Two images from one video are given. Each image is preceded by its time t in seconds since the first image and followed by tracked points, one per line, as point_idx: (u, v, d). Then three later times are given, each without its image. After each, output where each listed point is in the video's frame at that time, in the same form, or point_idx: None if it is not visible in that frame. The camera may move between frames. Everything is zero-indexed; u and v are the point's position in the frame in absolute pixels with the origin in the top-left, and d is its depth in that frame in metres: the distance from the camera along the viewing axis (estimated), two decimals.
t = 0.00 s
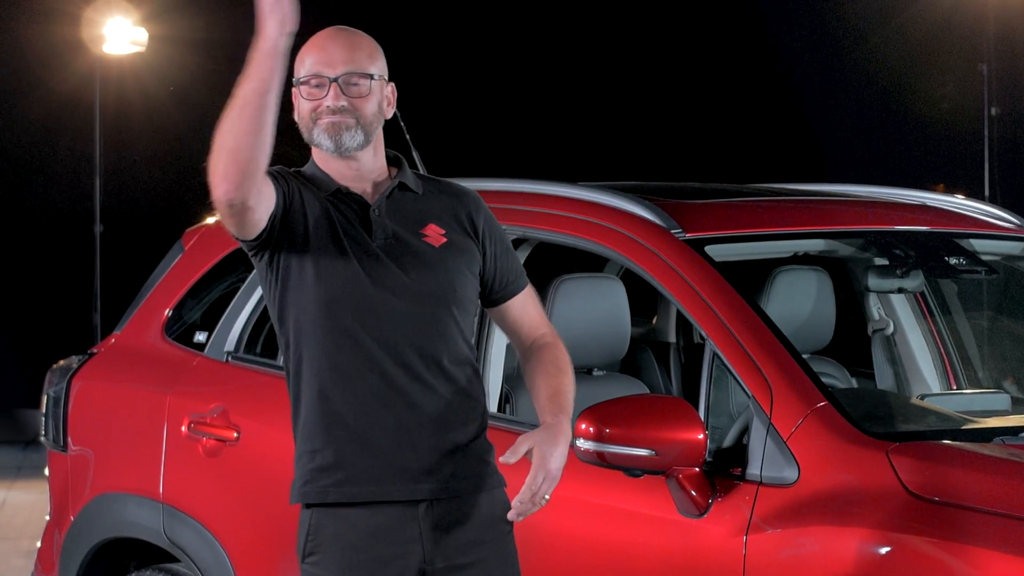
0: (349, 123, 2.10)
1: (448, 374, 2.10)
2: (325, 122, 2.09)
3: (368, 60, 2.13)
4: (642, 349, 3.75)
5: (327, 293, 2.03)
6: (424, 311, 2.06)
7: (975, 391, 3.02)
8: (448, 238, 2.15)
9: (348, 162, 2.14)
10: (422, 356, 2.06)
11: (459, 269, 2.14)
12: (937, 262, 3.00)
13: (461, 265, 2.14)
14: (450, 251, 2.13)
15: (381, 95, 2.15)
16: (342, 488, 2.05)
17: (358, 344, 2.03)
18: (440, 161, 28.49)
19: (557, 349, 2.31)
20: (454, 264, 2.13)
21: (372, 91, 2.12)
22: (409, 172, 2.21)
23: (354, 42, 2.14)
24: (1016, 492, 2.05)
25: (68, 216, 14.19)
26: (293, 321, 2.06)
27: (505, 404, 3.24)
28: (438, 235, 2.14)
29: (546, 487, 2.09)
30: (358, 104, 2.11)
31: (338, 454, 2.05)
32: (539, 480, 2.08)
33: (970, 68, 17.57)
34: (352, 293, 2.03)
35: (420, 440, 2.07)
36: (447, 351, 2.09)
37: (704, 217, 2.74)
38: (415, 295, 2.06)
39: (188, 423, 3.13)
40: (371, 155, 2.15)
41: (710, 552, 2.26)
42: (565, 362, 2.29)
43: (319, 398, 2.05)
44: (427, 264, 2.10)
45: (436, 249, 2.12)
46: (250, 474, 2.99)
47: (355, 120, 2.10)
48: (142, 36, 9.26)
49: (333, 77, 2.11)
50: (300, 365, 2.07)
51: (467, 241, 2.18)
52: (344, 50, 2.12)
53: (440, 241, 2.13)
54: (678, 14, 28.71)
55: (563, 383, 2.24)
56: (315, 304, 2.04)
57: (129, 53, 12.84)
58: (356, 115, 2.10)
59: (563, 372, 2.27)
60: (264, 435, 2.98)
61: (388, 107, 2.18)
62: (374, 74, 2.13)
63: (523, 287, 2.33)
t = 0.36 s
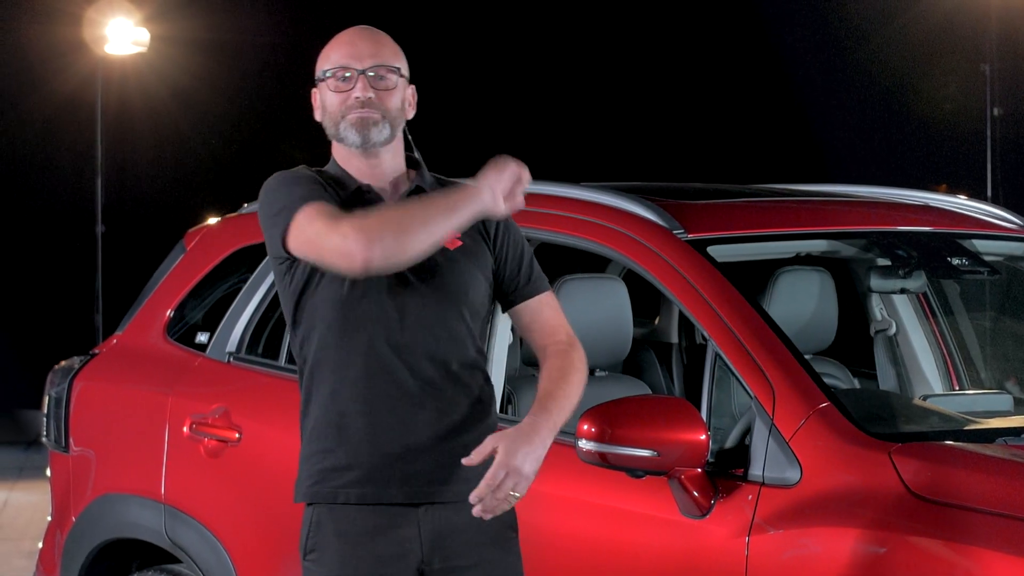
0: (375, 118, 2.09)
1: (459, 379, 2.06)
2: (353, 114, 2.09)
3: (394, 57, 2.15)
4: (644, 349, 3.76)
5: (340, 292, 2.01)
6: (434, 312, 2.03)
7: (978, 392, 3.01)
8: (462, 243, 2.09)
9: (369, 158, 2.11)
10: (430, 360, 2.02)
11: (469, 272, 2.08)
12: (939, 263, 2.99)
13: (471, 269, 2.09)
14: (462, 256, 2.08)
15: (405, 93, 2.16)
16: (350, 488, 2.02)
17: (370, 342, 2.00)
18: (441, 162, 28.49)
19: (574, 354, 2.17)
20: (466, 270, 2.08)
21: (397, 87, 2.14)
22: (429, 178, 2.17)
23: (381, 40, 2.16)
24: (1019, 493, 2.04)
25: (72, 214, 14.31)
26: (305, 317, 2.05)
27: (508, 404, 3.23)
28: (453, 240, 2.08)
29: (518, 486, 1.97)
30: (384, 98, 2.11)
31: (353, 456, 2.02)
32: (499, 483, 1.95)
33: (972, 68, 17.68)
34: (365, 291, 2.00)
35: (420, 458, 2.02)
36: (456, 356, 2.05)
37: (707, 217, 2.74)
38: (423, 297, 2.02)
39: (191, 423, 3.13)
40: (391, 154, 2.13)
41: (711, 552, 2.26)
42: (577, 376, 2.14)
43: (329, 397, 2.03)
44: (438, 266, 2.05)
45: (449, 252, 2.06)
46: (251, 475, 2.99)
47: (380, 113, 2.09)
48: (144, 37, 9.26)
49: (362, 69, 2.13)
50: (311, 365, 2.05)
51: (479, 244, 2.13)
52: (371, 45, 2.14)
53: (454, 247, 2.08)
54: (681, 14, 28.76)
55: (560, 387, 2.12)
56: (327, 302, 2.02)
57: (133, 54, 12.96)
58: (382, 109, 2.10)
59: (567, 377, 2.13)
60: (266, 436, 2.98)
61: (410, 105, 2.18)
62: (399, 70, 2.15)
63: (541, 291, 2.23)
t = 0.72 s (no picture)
0: (445, 123, 2.04)
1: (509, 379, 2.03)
2: (424, 123, 2.04)
3: (463, 61, 2.09)
4: (646, 349, 3.76)
5: (399, 297, 1.99)
6: (496, 319, 2.01)
7: (980, 393, 3.00)
8: (523, 246, 2.06)
9: (435, 160, 2.06)
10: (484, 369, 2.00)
11: (530, 279, 2.05)
12: (942, 264, 2.98)
13: (532, 275, 2.06)
14: (522, 261, 2.04)
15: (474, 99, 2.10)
16: (397, 494, 2.00)
17: (433, 349, 1.99)
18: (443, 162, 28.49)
19: (597, 376, 2.14)
20: (525, 276, 2.05)
21: (466, 91, 2.07)
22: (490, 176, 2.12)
23: (449, 40, 2.09)
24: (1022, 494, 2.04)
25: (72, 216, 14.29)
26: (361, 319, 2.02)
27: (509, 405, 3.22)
28: (512, 243, 2.05)
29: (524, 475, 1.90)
30: (455, 104, 2.05)
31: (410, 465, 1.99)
32: (526, 445, 1.90)
33: (973, 69, 17.62)
34: (426, 299, 1.99)
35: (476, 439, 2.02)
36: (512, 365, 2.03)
37: (709, 217, 2.73)
38: (479, 308, 2.00)
39: (192, 424, 3.13)
40: (455, 158, 2.07)
41: (715, 553, 2.26)
42: (599, 384, 2.13)
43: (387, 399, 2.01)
44: (498, 274, 2.02)
45: (510, 259, 2.04)
46: (254, 476, 2.99)
47: (450, 120, 2.04)
48: (145, 36, 9.26)
49: (432, 74, 2.06)
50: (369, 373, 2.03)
51: (538, 248, 2.09)
52: (441, 48, 2.07)
53: (514, 250, 2.05)
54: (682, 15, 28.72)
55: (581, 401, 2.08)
56: (385, 306, 2.00)
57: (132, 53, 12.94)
58: (452, 114, 2.04)
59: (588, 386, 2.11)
60: (268, 437, 2.98)
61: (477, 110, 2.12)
62: (468, 74, 2.08)
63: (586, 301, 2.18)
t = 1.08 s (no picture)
0: (489, 126, 2.07)
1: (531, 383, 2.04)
2: (467, 123, 2.07)
3: (512, 67, 2.12)
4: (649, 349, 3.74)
5: (424, 299, 2.05)
6: (517, 323, 2.02)
7: (982, 394, 3.00)
8: (552, 252, 2.06)
9: (477, 163, 2.09)
10: (510, 373, 2.03)
11: (556, 288, 2.05)
12: (944, 264, 3.00)
13: (561, 283, 2.05)
14: (547, 268, 2.05)
15: (521, 102, 2.13)
16: (417, 492, 2.07)
17: (458, 351, 2.03)
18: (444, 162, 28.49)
19: (629, 379, 2.06)
20: (551, 281, 2.05)
21: (512, 95, 2.10)
22: (532, 176, 2.12)
23: (498, 45, 2.13)
24: None
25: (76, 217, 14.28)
26: (393, 318, 2.09)
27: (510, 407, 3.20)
28: (540, 249, 2.06)
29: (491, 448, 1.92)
30: (500, 107, 2.08)
31: (426, 464, 2.07)
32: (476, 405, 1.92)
33: (978, 70, 17.56)
34: (449, 302, 2.03)
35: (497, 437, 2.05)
36: (538, 371, 2.04)
37: (712, 218, 2.73)
38: (501, 312, 2.02)
39: (194, 425, 3.13)
40: (498, 160, 2.10)
41: (716, 553, 2.25)
42: (626, 385, 2.05)
43: (417, 393, 2.07)
44: (522, 280, 2.04)
45: (534, 264, 2.05)
46: (255, 478, 2.99)
47: (494, 122, 2.07)
48: (146, 37, 9.26)
49: (479, 78, 2.09)
50: (403, 371, 2.09)
51: (572, 254, 2.08)
52: (489, 52, 2.10)
53: (543, 256, 2.06)
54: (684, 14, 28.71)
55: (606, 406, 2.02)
56: (411, 306, 2.06)
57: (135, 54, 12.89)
58: (497, 117, 2.07)
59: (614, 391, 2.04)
60: (269, 438, 2.98)
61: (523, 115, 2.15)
62: (514, 79, 2.11)
63: (634, 307, 2.12)
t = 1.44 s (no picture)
0: (510, 128, 2.14)
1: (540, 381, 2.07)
2: (487, 123, 2.14)
3: (533, 67, 2.18)
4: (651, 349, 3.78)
5: (439, 292, 2.09)
6: (526, 321, 2.06)
7: (984, 395, 3.00)
8: (566, 254, 2.11)
9: (498, 162, 2.15)
10: (520, 368, 2.06)
11: (565, 289, 2.09)
12: (946, 265, 2.99)
13: (572, 284, 2.10)
14: (561, 269, 2.09)
15: (542, 101, 2.20)
16: (423, 492, 2.07)
17: (470, 344, 2.07)
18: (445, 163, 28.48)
19: (624, 385, 2.07)
20: (563, 282, 2.09)
21: (534, 95, 2.17)
22: (550, 181, 2.18)
23: (520, 44, 2.19)
24: None
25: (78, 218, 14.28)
26: (406, 311, 2.14)
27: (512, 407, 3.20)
28: (555, 250, 2.10)
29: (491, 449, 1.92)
30: (521, 107, 2.15)
31: (434, 464, 2.06)
32: (479, 413, 1.92)
33: (979, 70, 17.58)
34: (464, 296, 2.07)
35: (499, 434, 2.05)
36: (546, 368, 2.08)
37: (714, 218, 2.73)
38: (514, 308, 2.06)
39: (195, 426, 3.12)
40: (518, 162, 2.16)
41: (719, 555, 2.25)
42: (620, 392, 2.06)
43: (424, 386, 2.10)
44: (537, 277, 2.08)
45: (548, 264, 2.09)
46: (256, 478, 2.99)
47: (516, 126, 2.14)
48: (147, 37, 9.27)
49: (501, 77, 2.16)
50: (412, 366, 2.12)
51: (585, 256, 2.12)
52: (511, 52, 2.17)
53: (556, 257, 2.10)
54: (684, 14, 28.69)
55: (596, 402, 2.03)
56: (424, 299, 2.10)
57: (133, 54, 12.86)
58: (518, 118, 2.14)
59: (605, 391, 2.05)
60: (270, 438, 2.98)
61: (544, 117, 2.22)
62: (537, 79, 2.18)
63: (638, 317, 2.14)
